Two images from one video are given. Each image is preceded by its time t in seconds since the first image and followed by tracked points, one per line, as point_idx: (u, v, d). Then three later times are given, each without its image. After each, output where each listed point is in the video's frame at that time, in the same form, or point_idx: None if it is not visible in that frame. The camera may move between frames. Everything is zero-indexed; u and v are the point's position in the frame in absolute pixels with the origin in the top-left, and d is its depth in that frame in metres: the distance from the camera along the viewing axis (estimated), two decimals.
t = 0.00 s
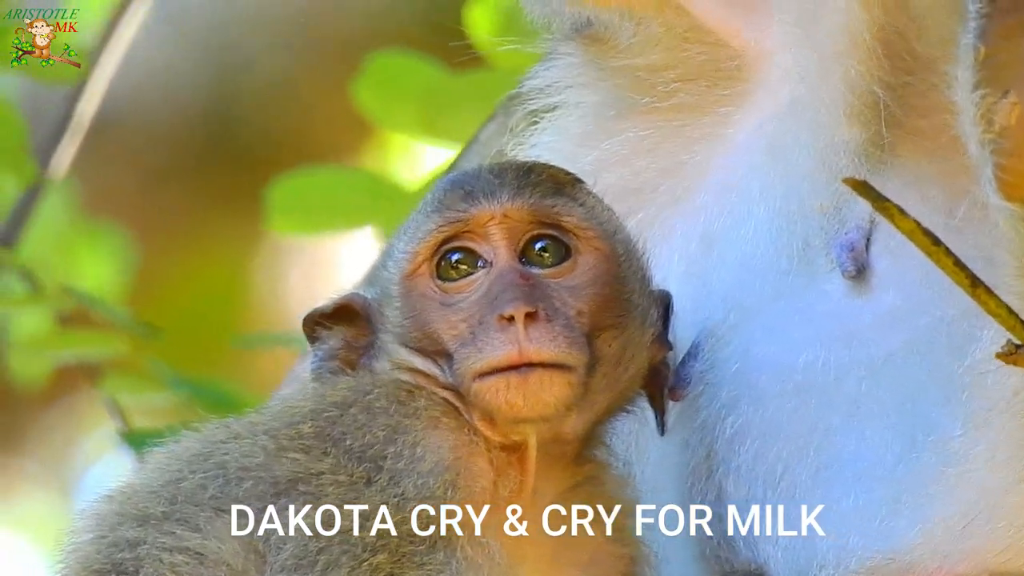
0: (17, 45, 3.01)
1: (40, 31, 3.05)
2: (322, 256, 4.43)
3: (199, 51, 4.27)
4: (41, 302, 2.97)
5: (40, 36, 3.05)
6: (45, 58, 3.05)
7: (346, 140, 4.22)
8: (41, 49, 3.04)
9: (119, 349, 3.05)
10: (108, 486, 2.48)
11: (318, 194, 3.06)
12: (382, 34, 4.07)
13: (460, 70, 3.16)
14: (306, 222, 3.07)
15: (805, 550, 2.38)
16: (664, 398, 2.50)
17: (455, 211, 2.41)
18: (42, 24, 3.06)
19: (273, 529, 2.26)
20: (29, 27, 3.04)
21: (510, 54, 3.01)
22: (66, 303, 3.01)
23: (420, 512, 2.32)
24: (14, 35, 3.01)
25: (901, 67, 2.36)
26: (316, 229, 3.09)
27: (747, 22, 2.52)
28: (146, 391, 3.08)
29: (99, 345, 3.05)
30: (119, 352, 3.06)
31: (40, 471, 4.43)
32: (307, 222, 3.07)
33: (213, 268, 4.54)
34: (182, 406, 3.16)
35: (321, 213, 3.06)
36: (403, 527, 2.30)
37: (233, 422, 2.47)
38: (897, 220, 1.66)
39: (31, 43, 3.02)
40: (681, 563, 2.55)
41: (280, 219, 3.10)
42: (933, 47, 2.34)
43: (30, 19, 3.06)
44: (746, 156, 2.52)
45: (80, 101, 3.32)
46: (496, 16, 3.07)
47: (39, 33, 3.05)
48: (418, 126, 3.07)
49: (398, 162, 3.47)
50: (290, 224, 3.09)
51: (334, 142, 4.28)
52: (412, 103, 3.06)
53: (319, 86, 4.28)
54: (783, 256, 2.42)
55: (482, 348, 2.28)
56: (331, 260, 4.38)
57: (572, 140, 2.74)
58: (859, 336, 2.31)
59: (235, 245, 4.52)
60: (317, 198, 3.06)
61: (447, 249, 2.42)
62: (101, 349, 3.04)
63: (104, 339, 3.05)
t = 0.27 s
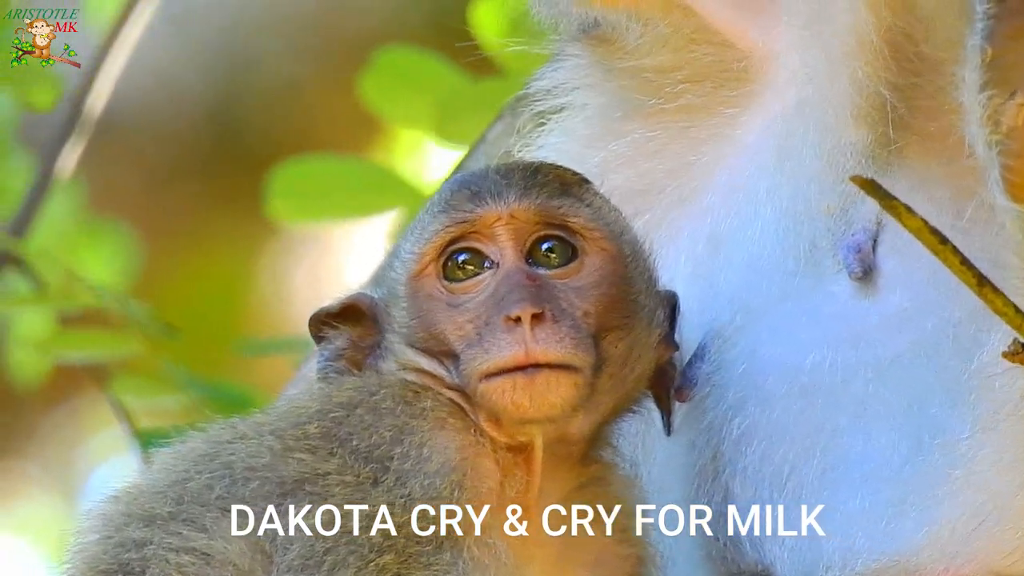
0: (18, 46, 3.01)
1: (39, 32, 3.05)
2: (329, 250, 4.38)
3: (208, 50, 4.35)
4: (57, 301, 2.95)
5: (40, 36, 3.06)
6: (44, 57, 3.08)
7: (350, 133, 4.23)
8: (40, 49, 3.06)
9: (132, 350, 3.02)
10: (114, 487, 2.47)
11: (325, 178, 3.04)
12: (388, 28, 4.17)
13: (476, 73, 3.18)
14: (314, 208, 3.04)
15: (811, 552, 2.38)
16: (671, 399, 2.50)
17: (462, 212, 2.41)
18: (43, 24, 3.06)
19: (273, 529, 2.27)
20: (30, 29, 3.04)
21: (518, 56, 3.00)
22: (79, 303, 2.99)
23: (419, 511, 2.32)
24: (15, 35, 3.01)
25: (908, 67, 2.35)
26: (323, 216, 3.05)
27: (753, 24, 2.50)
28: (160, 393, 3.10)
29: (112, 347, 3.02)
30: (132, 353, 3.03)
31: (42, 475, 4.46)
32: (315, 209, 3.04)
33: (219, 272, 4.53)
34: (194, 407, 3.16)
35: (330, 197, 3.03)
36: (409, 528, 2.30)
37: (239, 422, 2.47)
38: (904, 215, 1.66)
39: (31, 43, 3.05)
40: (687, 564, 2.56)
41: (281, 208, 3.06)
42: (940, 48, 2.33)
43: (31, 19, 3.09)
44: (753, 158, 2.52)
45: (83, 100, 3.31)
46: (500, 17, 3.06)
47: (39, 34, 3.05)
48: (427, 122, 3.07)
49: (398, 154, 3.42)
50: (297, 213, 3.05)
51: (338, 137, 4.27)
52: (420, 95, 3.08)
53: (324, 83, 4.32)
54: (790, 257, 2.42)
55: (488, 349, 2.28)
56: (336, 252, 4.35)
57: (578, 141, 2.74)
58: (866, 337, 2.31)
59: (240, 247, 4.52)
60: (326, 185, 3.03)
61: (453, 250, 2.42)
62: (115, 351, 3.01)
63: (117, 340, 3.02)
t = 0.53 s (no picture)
0: (19, 45, 3.14)
1: (40, 32, 3.19)
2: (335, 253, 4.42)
3: (211, 52, 4.38)
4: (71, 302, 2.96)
5: (40, 36, 3.18)
6: (45, 57, 3.19)
7: (355, 137, 4.26)
8: (40, 49, 3.18)
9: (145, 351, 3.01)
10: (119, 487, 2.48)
11: (327, 182, 3.05)
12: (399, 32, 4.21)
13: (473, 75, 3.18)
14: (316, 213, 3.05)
15: (818, 553, 2.38)
16: (676, 399, 2.49)
17: (467, 212, 2.41)
18: (42, 24, 3.19)
19: (272, 529, 2.27)
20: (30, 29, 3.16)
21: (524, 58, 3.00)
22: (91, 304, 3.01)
23: (420, 512, 2.32)
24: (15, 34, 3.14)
25: (914, 68, 2.35)
26: (329, 220, 3.06)
27: (760, 24, 2.50)
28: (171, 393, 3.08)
29: (125, 348, 3.01)
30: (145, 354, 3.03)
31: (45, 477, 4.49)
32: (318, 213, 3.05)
33: (222, 276, 4.53)
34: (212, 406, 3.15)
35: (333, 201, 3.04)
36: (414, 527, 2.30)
37: (245, 421, 2.48)
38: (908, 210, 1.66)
39: (31, 43, 3.16)
40: (692, 564, 2.56)
41: (285, 211, 3.07)
42: (946, 49, 2.33)
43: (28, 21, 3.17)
44: (759, 158, 2.51)
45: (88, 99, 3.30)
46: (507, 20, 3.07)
47: (39, 34, 3.18)
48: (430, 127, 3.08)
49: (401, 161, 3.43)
50: (299, 217, 3.07)
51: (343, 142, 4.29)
52: (423, 98, 3.08)
53: (328, 83, 4.33)
54: (796, 259, 2.41)
55: (494, 349, 2.28)
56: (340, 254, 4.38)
57: (584, 143, 2.74)
58: (873, 337, 2.30)
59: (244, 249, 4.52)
60: (328, 189, 3.04)
61: (459, 250, 2.42)
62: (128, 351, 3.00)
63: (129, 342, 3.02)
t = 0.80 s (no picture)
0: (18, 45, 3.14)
1: (41, 32, 3.16)
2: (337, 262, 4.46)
3: (214, 53, 4.39)
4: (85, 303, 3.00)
5: (40, 36, 3.15)
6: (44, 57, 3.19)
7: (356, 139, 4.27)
8: (40, 49, 3.18)
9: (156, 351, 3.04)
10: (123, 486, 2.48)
11: (330, 197, 3.05)
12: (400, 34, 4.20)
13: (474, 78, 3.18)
14: (325, 228, 3.06)
15: (822, 554, 2.37)
16: (680, 398, 2.48)
17: (471, 211, 2.41)
18: (43, 24, 3.16)
19: (272, 529, 2.26)
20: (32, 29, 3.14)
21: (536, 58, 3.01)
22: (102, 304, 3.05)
23: (419, 512, 2.32)
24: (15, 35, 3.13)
25: (920, 69, 2.35)
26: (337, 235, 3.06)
27: (765, 25, 2.49)
28: (177, 394, 3.06)
29: (135, 347, 3.04)
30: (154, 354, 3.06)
31: (49, 477, 4.60)
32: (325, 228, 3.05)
33: (226, 274, 4.55)
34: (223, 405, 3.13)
35: (338, 215, 3.04)
36: (417, 526, 2.30)
37: (249, 420, 2.48)
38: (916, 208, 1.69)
39: (31, 43, 3.15)
40: (696, 564, 2.55)
41: (294, 225, 3.07)
42: (952, 49, 2.33)
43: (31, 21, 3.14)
44: (765, 159, 2.51)
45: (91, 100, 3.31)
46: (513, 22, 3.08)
47: (41, 34, 3.16)
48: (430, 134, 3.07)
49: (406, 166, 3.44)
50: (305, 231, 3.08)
51: (343, 144, 4.29)
52: (426, 106, 3.07)
53: (328, 84, 4.33)
54: (801, 259, 2.41)
55: (497, 348, 2.28)
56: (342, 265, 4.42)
57: (589, 144, 2.74)
58: (878, 338, 2.30)
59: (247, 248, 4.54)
60: (332, 202, 3.05)
61: (463, 249, 2.42)
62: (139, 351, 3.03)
63: (138, 341, 3.04)
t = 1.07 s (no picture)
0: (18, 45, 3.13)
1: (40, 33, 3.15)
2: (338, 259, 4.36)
3: (220, 56, 4.38)
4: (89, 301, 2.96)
5: (40, 36, 3.15)
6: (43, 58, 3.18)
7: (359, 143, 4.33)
8: (40, 50, 3.16)
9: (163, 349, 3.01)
10: (126, 483, 2.48)
11: (330, 205, 3.05)
12: (400, 40, 4.22)
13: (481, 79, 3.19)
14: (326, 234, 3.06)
15: (824, 553, 2.36)
16: (684, 396, 2.48)
17: (474, 209, 2.41)
18: (43, 25, 3.15)
19: (272, 529, 2.27)
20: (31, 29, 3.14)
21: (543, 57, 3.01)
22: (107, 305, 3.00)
23: (419, 511, 2.31)
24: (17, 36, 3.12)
25: (924, 69, 2.35)
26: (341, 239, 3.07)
27: (770, 23, 2.49)
28: (185, 391, 3.01)
29: (142, 346, 3.01)
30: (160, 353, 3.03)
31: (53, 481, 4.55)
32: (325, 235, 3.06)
33: (228, 273, 4.52)
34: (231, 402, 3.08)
35: (339, 221, 3.05)
36: (420, 525, 2.30)
37: (251, 417, 2.48)
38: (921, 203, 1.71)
39: (31, 43, 3.14)
40: (699, 562, 2.55)
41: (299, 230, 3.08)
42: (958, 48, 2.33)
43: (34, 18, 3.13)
44: (770, 158, 2.51)
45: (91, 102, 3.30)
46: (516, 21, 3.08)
47: (41, 35, 3.15)
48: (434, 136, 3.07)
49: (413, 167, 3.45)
50: (308, 240, 3.09)
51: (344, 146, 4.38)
52: (430, 110, 3.07)
53: (334, 86, 4.37)
54: (805, 258, 2.41)
55: (501, 345, 2.29)
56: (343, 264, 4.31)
57: (594, 143, 2.74)
58: (882, 338, 2.30)
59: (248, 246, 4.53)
60: (330, 209, 3.05)
61: (466, 246, 2.42)
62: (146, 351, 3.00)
63: (146, 341, 3.01)
